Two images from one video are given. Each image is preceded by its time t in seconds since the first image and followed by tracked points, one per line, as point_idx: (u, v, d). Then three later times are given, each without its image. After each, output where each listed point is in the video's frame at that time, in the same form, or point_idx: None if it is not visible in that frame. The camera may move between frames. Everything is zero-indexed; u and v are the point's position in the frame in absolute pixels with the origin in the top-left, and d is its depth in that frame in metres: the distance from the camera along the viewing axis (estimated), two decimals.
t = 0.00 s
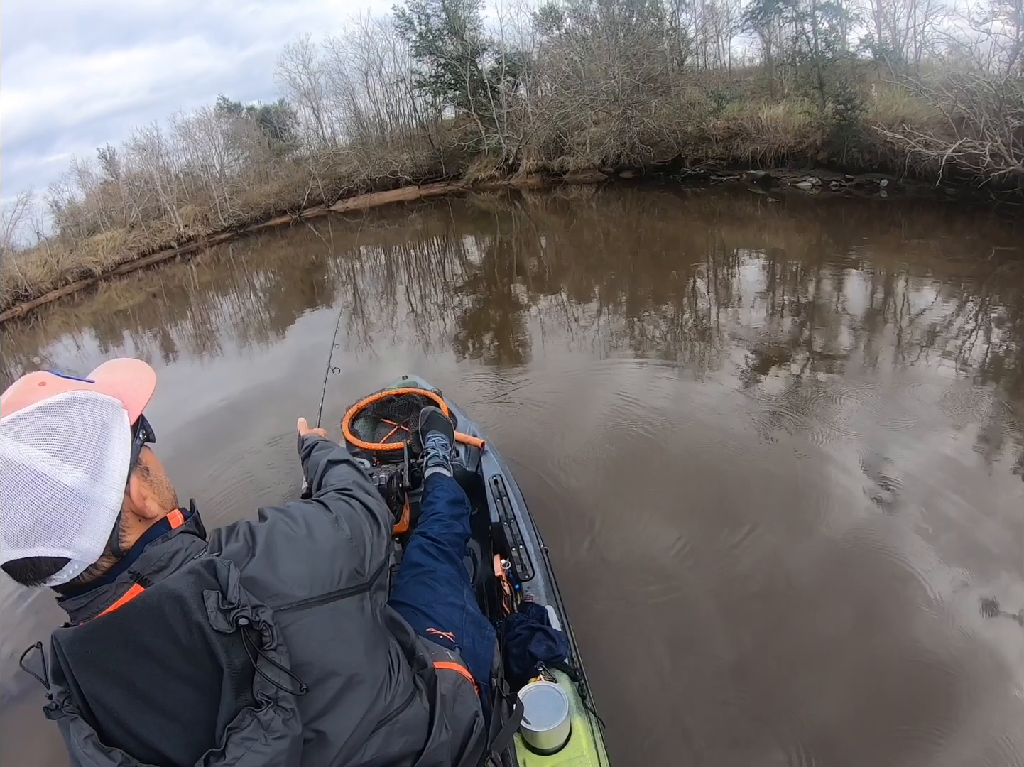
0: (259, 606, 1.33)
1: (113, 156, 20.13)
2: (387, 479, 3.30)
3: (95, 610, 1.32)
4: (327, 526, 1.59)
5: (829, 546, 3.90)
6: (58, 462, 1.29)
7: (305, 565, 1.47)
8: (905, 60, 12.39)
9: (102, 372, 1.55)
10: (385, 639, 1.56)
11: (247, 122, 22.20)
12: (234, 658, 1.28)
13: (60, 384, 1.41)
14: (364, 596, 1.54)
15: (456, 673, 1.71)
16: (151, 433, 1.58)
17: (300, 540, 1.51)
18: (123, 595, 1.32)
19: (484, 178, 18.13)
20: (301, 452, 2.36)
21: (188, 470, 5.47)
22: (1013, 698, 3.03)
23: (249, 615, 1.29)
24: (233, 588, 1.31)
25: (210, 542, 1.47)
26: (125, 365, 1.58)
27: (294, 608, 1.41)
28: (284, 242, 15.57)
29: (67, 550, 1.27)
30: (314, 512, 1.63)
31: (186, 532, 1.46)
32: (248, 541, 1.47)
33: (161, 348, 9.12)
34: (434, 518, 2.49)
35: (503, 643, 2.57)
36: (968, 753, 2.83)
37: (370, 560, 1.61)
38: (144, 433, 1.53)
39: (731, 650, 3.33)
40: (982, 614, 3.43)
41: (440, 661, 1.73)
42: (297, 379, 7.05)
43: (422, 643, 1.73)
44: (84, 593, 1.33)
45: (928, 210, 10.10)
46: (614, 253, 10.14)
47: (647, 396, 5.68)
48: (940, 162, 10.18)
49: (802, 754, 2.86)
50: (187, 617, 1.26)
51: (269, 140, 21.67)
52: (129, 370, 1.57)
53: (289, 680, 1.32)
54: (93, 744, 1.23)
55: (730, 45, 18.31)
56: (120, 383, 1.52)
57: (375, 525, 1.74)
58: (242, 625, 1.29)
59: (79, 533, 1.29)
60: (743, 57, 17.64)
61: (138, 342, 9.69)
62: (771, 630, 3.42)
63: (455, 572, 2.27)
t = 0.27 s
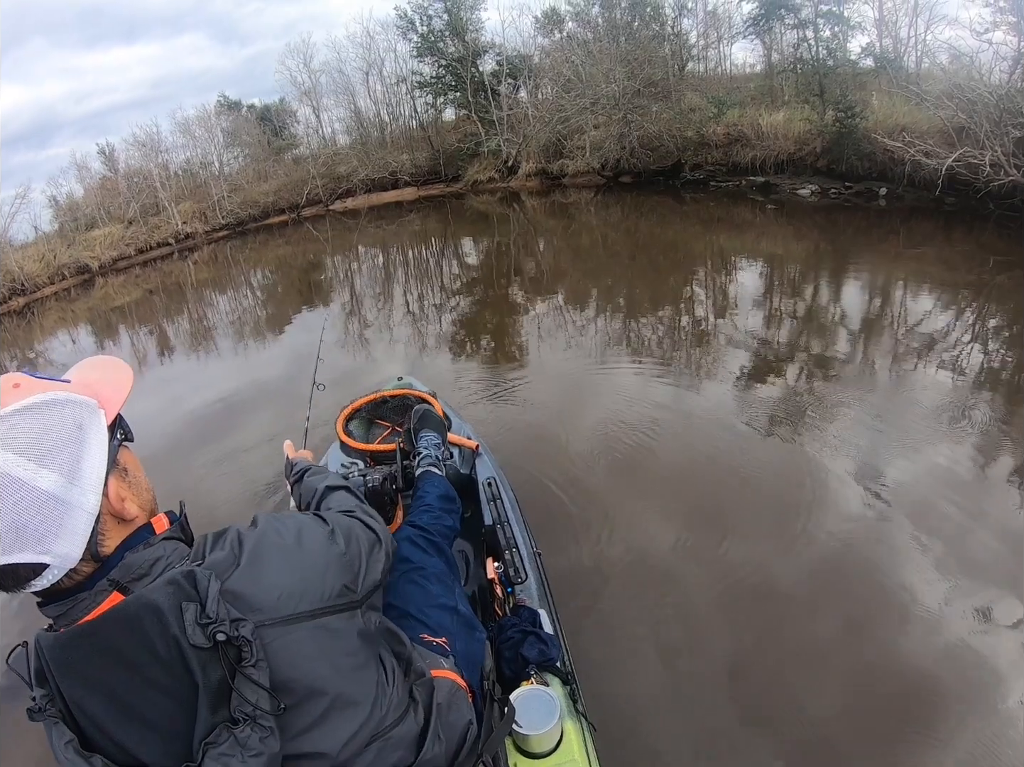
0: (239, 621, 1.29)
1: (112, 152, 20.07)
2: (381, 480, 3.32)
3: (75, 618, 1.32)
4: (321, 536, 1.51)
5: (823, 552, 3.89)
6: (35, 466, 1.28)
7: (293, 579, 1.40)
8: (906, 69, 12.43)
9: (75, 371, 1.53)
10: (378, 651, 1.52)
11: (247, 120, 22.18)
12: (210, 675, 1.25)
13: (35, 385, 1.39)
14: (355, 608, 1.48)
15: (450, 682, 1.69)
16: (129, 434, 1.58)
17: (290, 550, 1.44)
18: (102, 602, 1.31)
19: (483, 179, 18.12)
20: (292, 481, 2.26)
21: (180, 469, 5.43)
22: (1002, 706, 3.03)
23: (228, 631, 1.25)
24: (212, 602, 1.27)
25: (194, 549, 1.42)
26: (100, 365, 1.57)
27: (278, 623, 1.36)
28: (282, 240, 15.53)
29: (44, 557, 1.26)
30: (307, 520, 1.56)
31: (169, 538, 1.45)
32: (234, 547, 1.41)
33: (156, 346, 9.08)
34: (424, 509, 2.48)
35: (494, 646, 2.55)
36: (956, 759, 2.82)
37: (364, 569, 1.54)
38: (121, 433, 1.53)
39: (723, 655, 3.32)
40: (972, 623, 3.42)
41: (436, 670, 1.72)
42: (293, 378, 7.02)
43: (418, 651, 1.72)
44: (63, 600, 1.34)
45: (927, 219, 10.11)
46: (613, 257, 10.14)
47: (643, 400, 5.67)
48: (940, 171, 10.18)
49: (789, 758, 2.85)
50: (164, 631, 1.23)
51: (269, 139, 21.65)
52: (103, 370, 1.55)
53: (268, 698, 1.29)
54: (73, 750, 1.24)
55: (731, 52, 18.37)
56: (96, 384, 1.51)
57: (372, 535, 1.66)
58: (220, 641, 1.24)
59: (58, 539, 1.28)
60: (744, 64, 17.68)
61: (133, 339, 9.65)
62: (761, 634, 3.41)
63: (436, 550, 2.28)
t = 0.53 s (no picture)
0: (225, 630, 1.26)
1: (112, 149, 20.05)
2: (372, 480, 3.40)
3: (57, 623, 1.30)
4: (318, 546, 1.46)
5: (818, 555, 3.89)
6: (19, 462, 1.26)
7: (284, 589, 1.36)
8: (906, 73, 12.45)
9: (58, 371, 1.52)
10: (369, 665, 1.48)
11: (247, 118, 22.16)
12: (194, 685, 1.22)
13: (17, 381, 1.37)
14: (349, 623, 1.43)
15: (440, 686, 1.68)
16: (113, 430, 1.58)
17: (283, 559, 1.40)
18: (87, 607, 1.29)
19: (483, 180, 18.12)
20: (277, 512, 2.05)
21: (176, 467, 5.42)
22: (997, 709, 3.02)
23: (214, 641, 1.22)
24: (198, 612, 1.23)
25: (181, 553, 1.40)
26: (84, 364, 1.56)
27: (267, 634, 1.32)
28: (282, 239, 15.52)
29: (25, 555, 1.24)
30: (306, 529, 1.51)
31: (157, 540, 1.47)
32: (225, 555, 1.38)
33: (154, 343, 9.07)
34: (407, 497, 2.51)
35: (483, 648, 2.56)
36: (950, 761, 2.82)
37: (362, 584, 1.49)
38: (107, 432, 1.54)
39: (718, 657, 3.31)
40: (968, 626, 3.42)
41: (428, 674, 1.70)
42: (291, 377, 7.02)
43: (407, 655, 1.70)
44: (49, 603, 1.34)
45: (926, 223, 10.13)
46: (612, 259, 10.14)
47: (641, 402, 5.67)
48: (940, 175, 10.19)
49: (784, 759, 2.84)
50: (150, 638, 1.20)
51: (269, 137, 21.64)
52: (85, 370, 1.54)
53: (253, 710, 1.26)
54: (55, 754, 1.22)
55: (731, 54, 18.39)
56: (79, 383, 1.49)
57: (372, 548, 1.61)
58: (206, 651, 1.21)
59: (41, 538, 1.26)
60: (744, 66, 17.70)
61: (131, 336, 9.64)
62: (756, 636, 3.41)
63: (416, 527, 2.33)
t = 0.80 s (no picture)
0: (214, 639, 1.24)
1: (111, 149, 20.02)
2: (365, 478, 3.44)
3: (43, 627, 1.29)
4: (316, 553, 1.44)
5: (819, 553, 3.90)
6: None
7: (278, 597, 1.34)
8: (906, 71, 12.45)
9: (49, 372, 1.52)
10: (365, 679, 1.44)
11: (247, 118, 22.16)
12: (183, 693, 1.21)
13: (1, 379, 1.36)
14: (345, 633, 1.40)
15: (435, 692, 1.68)
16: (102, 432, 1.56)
17: (278, 565, 1.38)
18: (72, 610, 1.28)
19: (483, 180, 18.12)
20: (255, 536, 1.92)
21: (175, 468, 5.41)
22: (997, 706, 3.03)
23: (202, 648, 1.21)
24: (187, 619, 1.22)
25: (168, 557, 1.38)
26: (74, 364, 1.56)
27: (258, 643, 1.29)
28: (282, 239, 15.52)
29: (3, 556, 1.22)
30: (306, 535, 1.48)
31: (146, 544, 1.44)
32: (217, 561, 1.35)
33: (154, 343, 9.06)
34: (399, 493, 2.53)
35: (472, 650, 2.55)
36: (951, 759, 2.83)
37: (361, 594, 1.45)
38: (93, 433, 1.51)
39: (718, 655, 3.32)
40: (968, 625, 3.42)
41: (422, 681, 1.70)
42: (291, 377, 7.02)
43: (402, 662, 1.70)
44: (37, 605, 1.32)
45: (926, 222, 10.13)
46: (611, 258, 10.13)
47: (641, 401, 5.68)
48: (941, 174, 10.20)
49: (785, 758, 2.85)
50: (136, 645, 1.20)
51: (268, 136, 21.63)
52: (76, 369, 1.53)
53: (242, 720, 1.23)
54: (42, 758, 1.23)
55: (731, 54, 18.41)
56: (64, 383, 1.48)
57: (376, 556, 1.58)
58: (193, 657, 1.21)
59: (22, 538, 1.25)
60: (744, 66, 17.70)
61: (132, 337, 9.64)
62: (756, 634, 3.41)
63: (409, 521, 2.36)
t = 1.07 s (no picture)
0: (205, 668, 1.23)
1: (111, 152, 20.01)
2: (361, 478, 3.44)
3: (32, 646, 1.28)
4: (318, 577, 1.41)
5: (823, 549, 3.89)
6: None
7: (273, 624, 1.31)
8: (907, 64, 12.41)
9: (45, 377, 1.49)
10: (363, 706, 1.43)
11: (247, 120, 22.17)
12: (172, 722, 1.21)
13: None
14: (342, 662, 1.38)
15: (440, 706, 1.68)
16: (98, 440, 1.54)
17: (276, 589, 1.34)
18: (62, 630, 1.27)
19: (483, 178, 18.11)
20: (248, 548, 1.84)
21: (177, 470, 5.41)
22: (1002, 702, 3.03)
23: (191, 679, 1.20)
24: (177, 648, 1.20)
25: (160, 576, 1.34)
26: (70, 369, 1.53)
27: (250, 671, 1.28)
28: (283, 240, 15.51)
29: None
30: (310, 554, 1.44)
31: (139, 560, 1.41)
32: (212, 582, 1.32)
33: (156, 346, 9.06)
34: (401, 493, 2.58)
35: (467, 652, 2.55)
36: (953, 757, 2.83)
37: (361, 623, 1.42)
38: (89, 440, 1.49)
39: (723, 653, 3.31)
40: (971, 623, 3.41)
41: (426, 692, 1.70)
42: (293, 378, 7.02)
43: (405, 674, 1.71)
44: (25, 624, 1.32)
45: (929, 216, 10.10)
46: (613, 256, 10.12)
47: (644, 399, 5.67)
48: (943, 168, 10.16)
49: (787, 757, 2.84)
50: (126, 670, 1.20)
51: (268, 137, 21.61)
52: (69, 376, 1.50)
53: (231, 749, 1.24)
54: None
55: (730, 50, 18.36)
56: (57, 390, 1.44)
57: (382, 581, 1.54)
58: (182, 688, 1.20)
59: (13, 552, 1.21)
60: (744, 61, 17.66)
61: (134, 339, 9.64)
62: (759, 633, 3.40)
63: (410, 524, 2.40)
